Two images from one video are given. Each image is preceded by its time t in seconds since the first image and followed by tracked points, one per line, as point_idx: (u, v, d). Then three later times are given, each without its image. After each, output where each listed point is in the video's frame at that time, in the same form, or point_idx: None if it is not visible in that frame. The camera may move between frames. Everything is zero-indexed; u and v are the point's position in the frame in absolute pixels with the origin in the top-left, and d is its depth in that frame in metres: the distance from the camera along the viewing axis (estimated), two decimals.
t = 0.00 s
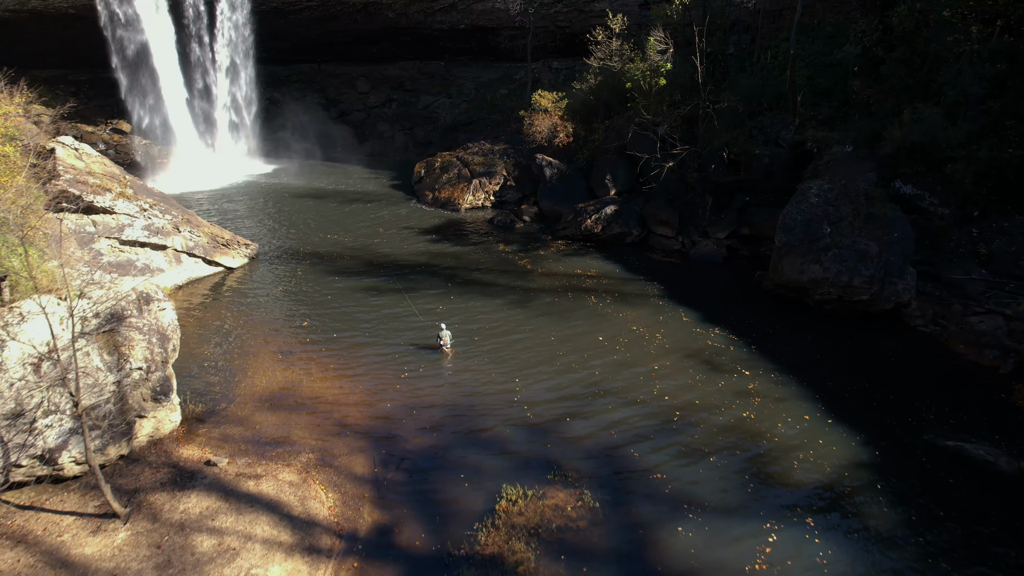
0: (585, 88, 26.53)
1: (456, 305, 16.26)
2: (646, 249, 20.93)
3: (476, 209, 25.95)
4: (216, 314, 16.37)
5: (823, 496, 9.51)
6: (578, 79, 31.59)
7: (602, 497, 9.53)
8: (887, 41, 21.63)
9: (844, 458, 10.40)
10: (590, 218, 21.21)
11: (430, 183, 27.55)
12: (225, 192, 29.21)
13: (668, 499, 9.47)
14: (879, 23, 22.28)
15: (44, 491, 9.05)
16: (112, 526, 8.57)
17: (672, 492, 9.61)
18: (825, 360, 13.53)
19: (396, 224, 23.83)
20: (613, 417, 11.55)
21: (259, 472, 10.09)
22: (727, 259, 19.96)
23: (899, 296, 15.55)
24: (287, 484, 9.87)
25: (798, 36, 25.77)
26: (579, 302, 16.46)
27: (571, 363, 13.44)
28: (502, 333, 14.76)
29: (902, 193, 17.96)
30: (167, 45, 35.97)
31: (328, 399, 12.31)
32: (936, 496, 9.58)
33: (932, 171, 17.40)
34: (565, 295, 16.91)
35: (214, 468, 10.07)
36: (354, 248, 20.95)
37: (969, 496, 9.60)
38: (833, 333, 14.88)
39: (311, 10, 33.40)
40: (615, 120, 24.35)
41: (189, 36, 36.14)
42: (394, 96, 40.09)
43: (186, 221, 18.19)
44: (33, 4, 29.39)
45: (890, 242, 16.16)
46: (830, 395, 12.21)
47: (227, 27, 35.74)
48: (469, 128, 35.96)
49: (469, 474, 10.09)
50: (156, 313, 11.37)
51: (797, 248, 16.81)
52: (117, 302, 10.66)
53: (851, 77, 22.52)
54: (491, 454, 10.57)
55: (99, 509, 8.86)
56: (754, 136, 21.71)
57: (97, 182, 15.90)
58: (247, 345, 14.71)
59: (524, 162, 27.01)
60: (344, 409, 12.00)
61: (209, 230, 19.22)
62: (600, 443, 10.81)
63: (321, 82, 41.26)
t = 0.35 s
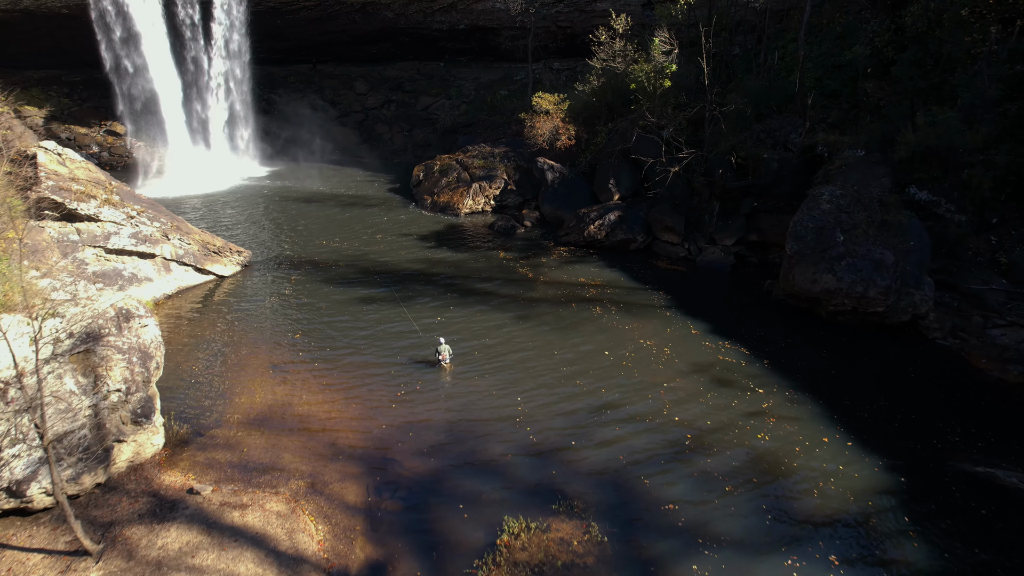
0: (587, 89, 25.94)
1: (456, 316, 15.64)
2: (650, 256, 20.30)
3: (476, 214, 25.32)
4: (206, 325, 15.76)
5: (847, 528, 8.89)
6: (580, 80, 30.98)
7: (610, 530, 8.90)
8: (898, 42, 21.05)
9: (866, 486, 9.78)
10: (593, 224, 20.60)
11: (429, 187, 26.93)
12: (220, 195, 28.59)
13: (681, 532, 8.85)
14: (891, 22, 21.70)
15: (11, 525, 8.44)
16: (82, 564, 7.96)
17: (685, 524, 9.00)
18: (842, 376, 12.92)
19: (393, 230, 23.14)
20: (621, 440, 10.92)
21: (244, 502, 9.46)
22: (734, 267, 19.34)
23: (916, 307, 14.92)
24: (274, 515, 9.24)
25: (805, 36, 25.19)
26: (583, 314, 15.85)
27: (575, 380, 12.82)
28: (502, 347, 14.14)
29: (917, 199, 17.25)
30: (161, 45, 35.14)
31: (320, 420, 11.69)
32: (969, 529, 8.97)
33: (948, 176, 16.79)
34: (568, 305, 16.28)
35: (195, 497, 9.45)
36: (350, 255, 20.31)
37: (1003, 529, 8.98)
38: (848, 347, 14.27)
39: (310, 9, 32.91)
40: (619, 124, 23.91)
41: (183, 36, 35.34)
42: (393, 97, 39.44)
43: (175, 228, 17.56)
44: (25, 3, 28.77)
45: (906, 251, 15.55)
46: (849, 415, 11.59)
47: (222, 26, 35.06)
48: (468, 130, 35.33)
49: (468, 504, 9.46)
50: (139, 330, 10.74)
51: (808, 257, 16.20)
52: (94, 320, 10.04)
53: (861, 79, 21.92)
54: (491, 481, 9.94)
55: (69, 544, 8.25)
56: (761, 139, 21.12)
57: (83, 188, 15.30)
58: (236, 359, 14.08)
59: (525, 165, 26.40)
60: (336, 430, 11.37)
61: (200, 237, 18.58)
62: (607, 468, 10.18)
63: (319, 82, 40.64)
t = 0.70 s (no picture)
0: (590, 91, 25.45)
1: (455, 328, 15.06)
2: (655, 263, 19.73)
3: (476, 218, 24.73)
4: (197, 336, 15.22)
5: (872, 562, 8.32)
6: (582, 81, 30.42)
7: (620, 563, 8.32)
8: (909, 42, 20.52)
9: (891, 514, 9.21)
10: (595, 229, 20.04)
11: (428, 191, 26.34)
12: (215, 199, 28.01)
13: (695, 566, 8.27)
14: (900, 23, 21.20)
15: None
16: None
17: (700, 557, 8.42)
18: (858, 391, 12.38)
19: (391, 235, 22.53)
20: (629, 462, 10.35)
21: (229, 532, 8.87)
22: (742, 274, 18.77)
23: (934, 318, 14.35)
24: (260, 546, 8.66)
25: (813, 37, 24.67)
26: (587, 324, 15.29)
27: (578, 395, 12.28)
28: (503, 360, 13.60)
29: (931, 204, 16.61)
30: (155, 45, 34.84)
31: (312, 440, 11.13)
32: (1000, 564, 8.42)
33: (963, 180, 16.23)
34: (571, 315, 15.72)
35: (177, 526, 8.87)
36: (347, 261, 19.75)
37: None
38: (864, 360, 13.69)
39: (308, 9, 32.51)
40: (622, 126, 23.49)
41: (178, 37, 35.00)
42: (392, 98, 38.89)
43: (165, 235, 17.02)
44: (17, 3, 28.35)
45: (921, 259, 14.99)
46: (868, 435, 11.03)
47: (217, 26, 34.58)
48: (468, 132, 34.74)
49: (467, 533, 8.89)
50: (119, 347, 10.12)
51: (819, 265, 15.64)
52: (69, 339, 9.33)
53: (870, 81, 21.38)
54: (493, 508, 9.36)
55: None
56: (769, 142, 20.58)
57: (67, 194, 14.81)
58: (227, 373, 13.52)
59: (526, 168, 25.78)
60: (329, 451, 10.82)
61: (192, 243, 18.01)
62: (614, 492, 9.63)
63: (317, 83, 40.09)
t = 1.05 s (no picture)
0: (591, 92, 24.85)
1: (452, 341, 14.44)
2: (660, 271, 19.12)
3: (475, 223, 24.11)
4: (184, 350, 14.54)
5: None
6: (584, 82, 29.80)
7: None
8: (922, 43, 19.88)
9: (918, 550, 8.59)
10: (598, 236, 19.42)
11: (426, 195, 25.72)
12: (210, 203, 27.42)
13: None
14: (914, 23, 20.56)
15: None
16: None
17: None
18: (878, 412, 11.75)
19: (388, 241, 21.90)
20: (638, 491, 9.70)
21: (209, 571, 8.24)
22: (750, 283, 18.17)
23: (954, 332, 13.72)
24: None
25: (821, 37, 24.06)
26: (590, 337, 14.69)
27: (582, 415, 11.64)
28: (502, 377, 12.95)
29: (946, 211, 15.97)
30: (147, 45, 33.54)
31: (300, 465, 10.48)
32: None
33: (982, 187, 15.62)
34: (574, 327, 15.11)
35: (153, 565, 8.24)
36: (342, 269, 19.14)
37: None
38: (882, 376, 13.06)
39: (305, 9, 31.94)
40: (625, 129, 22.77)
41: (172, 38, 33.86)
42: (390, 100, 38.28)
43: (152, 243, 16.39)
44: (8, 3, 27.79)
45: (939, 269, 14.40)
46: (891, 461, 10.41)
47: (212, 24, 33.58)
48: (467, 134, 34.12)
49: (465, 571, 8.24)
50: (93, 369, 9.53)
51: (831, 275, 15.05)
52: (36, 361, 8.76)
53: (881, 82, 20.77)
54: (493, 543, 8.71)
55: None
56: (776, 146, 19.99)
57: (47, 202, 14.21)
58: (213, 390, 12.90)
59: (526, 172, 25.24)
60: (318, 478, 10.18)
61: (181, 251, 17.36)
62: (622, 525, 9.00)
63: (314, 84, 39.45)
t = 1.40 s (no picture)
0: (593, 94, 24.34)
1: (450, 354, 13.88)
2: (664, 279, 18.58)
3: (474, 228, 23.53)
4: (171, 364, 13.89)
5: None
6: (585, 84, 29.27)
7: None
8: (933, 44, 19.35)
9: None
10: (600, 243, 18.88)
11: (424, 199, 25.15)
12: (204, 207, 26.87)
13: None
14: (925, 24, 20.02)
15: None
16: None
17: None
18: (897, 432, 11.18)
19: (385, 248, 21.32)
20: (648, 520, 9.12)
21: None
22: (758, 292, 17.63)
23: (973, 345, 13.16)
24: None
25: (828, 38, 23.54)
26: (594, 349, 14.15)
27: (586, 436, 11.08)
28: (502, 393, 12.38)
29: (960, 217, 15.25)
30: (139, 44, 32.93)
31: (289, 491, 9.90)
32: None
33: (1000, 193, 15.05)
34: (577, 340, 14.56)
35: None
36: (337, 277, 18.59)
37: None
38: (899, 393, 12.49)
39: (302, 9, 31.42)
40: (629, 131, 22.25)
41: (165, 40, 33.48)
42: (388, 101, 37.70)
43: (139, 251, 15.80)
44: None
45: (956, 279, 13.84)
46: (914, 486, 9.84)
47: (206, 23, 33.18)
48: (467, 136, 33.55)
49: None
50: (67, 392, 9.04)
51: (843, 285, 14.51)
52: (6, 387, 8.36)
53: (891, 84, 20.23)
54: None
55: None
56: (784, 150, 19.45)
57: (27, 209, 13.62)
58: (200, 406, 12.29)
59: (527, 176, 24.65)
60: (308, 504, 9.62)
61: (169, 260, 16.76)
62: (630, 557, 8.43)
63: (311, 85, 38.92)
